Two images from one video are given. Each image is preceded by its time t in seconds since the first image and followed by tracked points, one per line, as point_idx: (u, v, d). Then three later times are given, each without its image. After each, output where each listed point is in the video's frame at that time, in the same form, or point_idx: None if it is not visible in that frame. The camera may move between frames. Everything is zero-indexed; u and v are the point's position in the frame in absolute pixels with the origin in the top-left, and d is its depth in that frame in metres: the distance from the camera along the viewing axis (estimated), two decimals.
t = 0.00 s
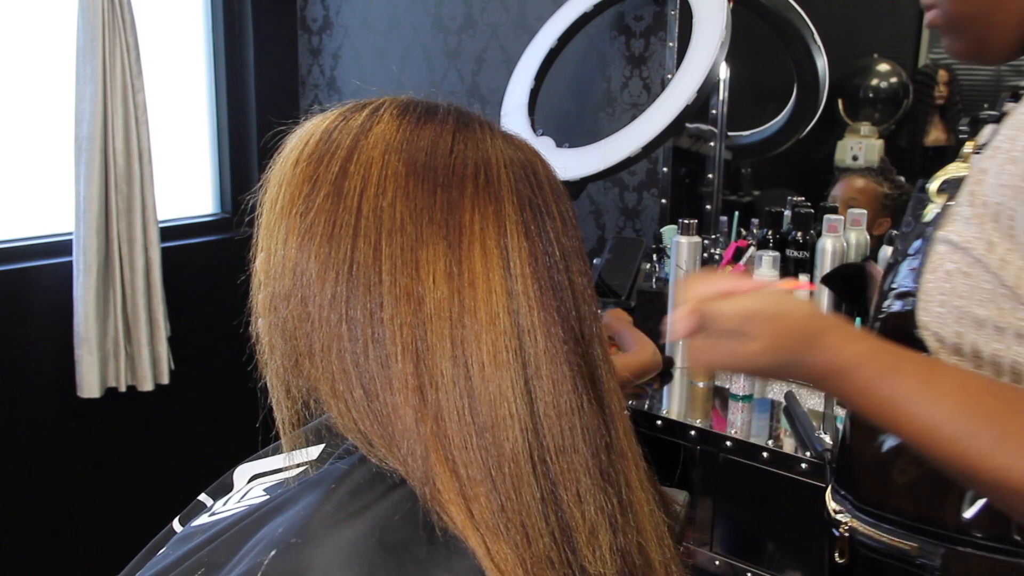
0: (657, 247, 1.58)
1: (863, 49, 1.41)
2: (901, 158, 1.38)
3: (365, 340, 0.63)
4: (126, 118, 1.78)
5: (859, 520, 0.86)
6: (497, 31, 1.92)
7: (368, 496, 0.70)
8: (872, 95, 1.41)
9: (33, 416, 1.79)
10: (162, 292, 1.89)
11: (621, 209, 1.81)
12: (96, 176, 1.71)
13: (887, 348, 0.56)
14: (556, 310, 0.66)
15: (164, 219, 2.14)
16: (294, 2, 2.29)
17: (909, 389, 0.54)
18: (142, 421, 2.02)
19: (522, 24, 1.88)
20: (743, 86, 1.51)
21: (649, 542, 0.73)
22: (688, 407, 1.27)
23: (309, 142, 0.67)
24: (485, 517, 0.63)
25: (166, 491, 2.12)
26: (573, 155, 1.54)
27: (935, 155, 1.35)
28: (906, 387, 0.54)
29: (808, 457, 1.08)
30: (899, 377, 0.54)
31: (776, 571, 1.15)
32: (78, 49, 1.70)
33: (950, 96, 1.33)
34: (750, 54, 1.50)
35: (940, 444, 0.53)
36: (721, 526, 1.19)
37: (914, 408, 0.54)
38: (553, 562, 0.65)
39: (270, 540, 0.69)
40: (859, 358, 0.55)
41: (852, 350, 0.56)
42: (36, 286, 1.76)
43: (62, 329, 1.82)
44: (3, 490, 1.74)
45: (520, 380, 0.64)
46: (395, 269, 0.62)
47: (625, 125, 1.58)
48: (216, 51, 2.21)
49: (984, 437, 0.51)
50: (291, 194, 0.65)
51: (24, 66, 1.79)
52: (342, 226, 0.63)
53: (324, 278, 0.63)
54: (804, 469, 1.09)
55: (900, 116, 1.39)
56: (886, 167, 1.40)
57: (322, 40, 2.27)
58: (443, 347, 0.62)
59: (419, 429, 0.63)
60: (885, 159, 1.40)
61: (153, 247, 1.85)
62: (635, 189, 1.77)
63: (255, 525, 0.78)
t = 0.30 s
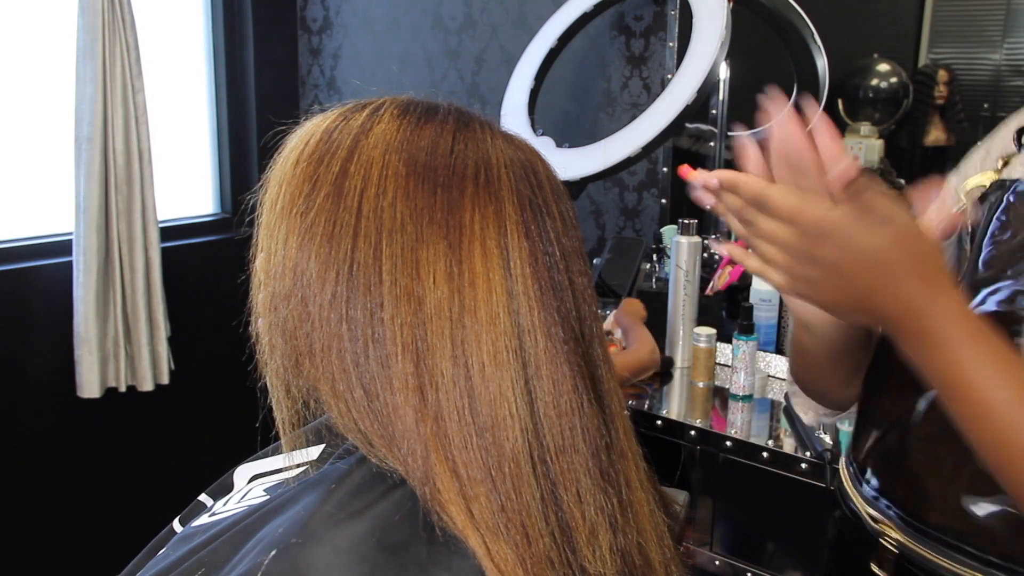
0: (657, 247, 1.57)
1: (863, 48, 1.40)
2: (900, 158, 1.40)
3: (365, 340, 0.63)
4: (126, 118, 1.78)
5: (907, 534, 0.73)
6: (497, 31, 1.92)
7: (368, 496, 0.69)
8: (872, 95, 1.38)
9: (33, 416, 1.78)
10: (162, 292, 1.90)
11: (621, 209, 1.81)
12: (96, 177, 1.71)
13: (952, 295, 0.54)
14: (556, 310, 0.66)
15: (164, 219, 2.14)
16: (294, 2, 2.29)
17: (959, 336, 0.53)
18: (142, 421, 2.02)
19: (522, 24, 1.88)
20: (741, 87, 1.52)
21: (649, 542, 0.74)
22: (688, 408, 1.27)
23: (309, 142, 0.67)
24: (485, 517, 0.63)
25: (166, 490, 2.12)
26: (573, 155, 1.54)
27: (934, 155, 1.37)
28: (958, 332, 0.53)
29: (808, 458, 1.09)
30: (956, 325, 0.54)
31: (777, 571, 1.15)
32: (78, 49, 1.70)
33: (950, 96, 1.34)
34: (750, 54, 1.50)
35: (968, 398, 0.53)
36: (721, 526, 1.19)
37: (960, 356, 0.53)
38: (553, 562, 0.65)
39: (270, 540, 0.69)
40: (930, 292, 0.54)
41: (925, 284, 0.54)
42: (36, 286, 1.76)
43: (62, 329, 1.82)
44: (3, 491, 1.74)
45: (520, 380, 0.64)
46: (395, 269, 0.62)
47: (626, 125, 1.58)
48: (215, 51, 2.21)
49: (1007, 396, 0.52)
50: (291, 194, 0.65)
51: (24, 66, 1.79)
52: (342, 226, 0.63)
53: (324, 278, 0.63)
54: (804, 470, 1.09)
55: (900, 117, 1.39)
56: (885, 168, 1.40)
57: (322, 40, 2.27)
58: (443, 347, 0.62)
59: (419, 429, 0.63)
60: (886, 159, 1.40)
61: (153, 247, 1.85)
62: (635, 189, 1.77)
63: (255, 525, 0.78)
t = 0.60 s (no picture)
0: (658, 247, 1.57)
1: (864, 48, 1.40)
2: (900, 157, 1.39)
3: (365, 340, 0.63)
4: (126, 119, 1.78)
5: None
6: (497, 31, 1.92)
7: (368, 496, 0.69)
8: (872, 95, 1.35)
9: (32, 417, 1.78)
10: (162, 292, 1.90)
11: (621, 209, 1.81)
12: (96, 177, 1.71)
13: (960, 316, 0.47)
14: (556, 310, 0.66)
15: (164, 219, 2.14)
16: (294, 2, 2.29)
17: (966, 357, 0.46)
18: (142, 421, 2.02)
19: (522, 24, 1.88)
20: (741, 87, 1.53)
21: (649, 543, 0.74)
22: (688, 408, 1.27)
23: (309, 143, 0.67)
24: (485, 517, 0.63)
25: (166, 490, 2.12)
26: (572, 155, 1.54)
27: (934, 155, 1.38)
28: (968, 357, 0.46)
29: (808, 457, 1.08)
30: (963, 344, 0.46)
31: (777, 571, 1.15)
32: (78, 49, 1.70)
33: (950, 95, 1.35)
34: (752, 54, 1.53)
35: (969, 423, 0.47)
36: (721, 525, 1.19)
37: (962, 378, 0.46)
38: (553, 562, 0.65)
39: (269, 540, 0.69)
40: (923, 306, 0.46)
41: (927, 299, 0.46)
42: (36, 286, 1.77)
43: (63, 328, 1.82)
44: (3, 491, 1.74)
45: (520, 379, 0.64)
46: (395, 268, 0.62)
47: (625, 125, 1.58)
48: (216, 51, 2.21)
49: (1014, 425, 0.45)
50: (291, 194, 0.65)
51: (24, 66, 1.79)
52: (342, 226, 0.63)
53: (324, 278, 0.63)
54: (804, 470, 1.09)
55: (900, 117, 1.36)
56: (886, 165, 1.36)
57: (322, 40, 2.27)
58: (443, 347, 0.62)
59: (419, 429, 0.63)
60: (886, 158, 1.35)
61: (153, 247, 1.85)
62: (635, 189, 1.77)
63: (255, 525, 0.78)
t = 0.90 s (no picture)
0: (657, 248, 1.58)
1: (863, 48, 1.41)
2: (900, 156, 1.41)
3: (366, 340, 0.63)
4: (125, 119, 1.78)
5: None
6: (497, 31, 1.92)
7: (368, 495, 0.69)
8: (872, 95, 1.40)
9: (32, 417, 1.78)
10: (162, 292, 1.90)
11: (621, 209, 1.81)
12: (96, 176, 1.71)
13: (877, 370, 0.50)
14: (556, 310, 0.66)
15: (165, 219, 2.14)
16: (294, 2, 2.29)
17: (875, 408, 0.48)
18: (142, 421, 2.02)
19: (522, 24, 1.88)
20: (741, 86, 1.50)
21: (649, 543, 0.74)
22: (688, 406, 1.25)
23: (308, 143, 0.67)
24: (485, 517, 0.63)
25: (166, 490, 2.12)
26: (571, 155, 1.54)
27: (934, 155, 1.38)
28: (871, 403, 0.48)
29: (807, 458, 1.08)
30: (864, 389, 0.48)
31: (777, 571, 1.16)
32: (78, 49, 1.69)
33: (950, 96, 1.36)
34: (750, 54, 1.50)
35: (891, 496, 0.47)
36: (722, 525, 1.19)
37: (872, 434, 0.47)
38: (552, 562, 0.65)
39: (269, 540, 0.69)
40: (811, 331, 0.49)
41: (829, 340, 0.49)
42: (37, 286, 1.77)
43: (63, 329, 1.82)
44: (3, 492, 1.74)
45: (520, 379, 0.64)
46: (395, 268, 0.62)
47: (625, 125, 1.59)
48: (216, 51, 2.21)
49: (922, 480, 0.46)
50: (291, 194, 0.65)
51: (24, 66, 1.79)
52: (342, 226, 0.63)
53: (324, 278, 0.63)
54: (804, 470, 1.09)
55: (900, 117, 1.41)
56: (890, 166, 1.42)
57: (322, 41, 2.27)
58: (443, 347, 0.62)
59: (419, 429, 0.63)
60: (887, 159, 1.42)
61: (153, 247, 1.85)
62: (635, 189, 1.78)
63: (255, 524, 0.78)
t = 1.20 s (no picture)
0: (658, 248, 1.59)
1: (863, 48, 1.41)
2: (901, 156, 1.41)
3: (366, 340, 0.63)
4: (126, 119, 1.78)
5: None
6: (497, 31, 1.92)
7: (368, 495, 0.69)
8: (872, 95, 1.41)
9: (32, 417, 1.78)
10: (162, 291, 1.90)
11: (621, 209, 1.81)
12: (96, 176, 1.71)
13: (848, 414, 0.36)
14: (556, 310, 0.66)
15: (165, 219, 2.14)
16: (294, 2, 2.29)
17: (838, 450, 0.35)
18: (142, 421, 2.02)
19: (522, 24, 1.88)
20: (743, 85, 1.51)
21: (649, 543, 0.74)
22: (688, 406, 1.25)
23: (309, 142, 0.67)
24: (485, 517, 0.63)
25: (166, 490, 2.12)
26: (571, 155, 1.54)
27: (935, 155, 1.37)
28: (842, 457, 0.35)
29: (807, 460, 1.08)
30: (837, 437, 0.35)
31: (777, 571, 1.16)
32: (78, 49, 1.69)
33: (950, 96, 1.35)
34: (748, 53, 1.50)
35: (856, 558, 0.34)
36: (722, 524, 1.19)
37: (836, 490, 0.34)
38: (552, 562, 0.65)
39: (269, 540, 0.69)
40: (768, 363, 0.36)
41: (788, 375, 0.36)
42: (36, 286, 1.77)
43: (62, 329, 1.82)
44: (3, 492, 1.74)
45: (520, 379, 0.64)
46: (395, 268, 0.62)
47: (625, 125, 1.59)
48: (216, 51, 2.21)
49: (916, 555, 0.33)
50: (292, 193, 0.65)
51: (24, 66, 1.79)
52: (342, 225, 0.63)
53: (324, 278, 0.63)
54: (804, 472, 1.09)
55: (900, 117, 1.41)
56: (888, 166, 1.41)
57: (322, 41, 2.27)
58: (443, 347, 0.62)
59: (419, 429, 0.63)
60: (887, 158, 1.41)
61: (154, 247, 1.86)
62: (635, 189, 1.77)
63: (255, 523, 0.78)
